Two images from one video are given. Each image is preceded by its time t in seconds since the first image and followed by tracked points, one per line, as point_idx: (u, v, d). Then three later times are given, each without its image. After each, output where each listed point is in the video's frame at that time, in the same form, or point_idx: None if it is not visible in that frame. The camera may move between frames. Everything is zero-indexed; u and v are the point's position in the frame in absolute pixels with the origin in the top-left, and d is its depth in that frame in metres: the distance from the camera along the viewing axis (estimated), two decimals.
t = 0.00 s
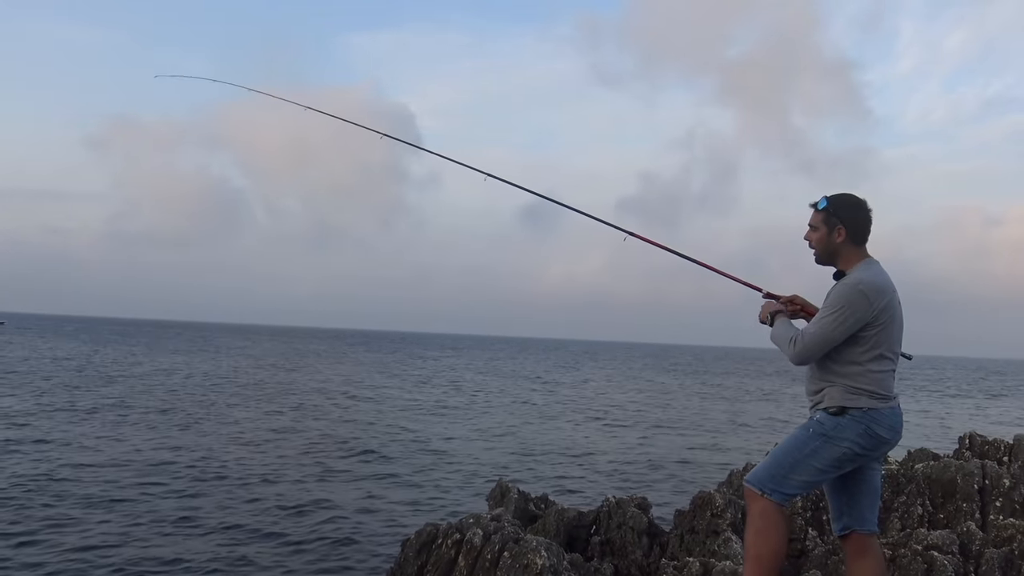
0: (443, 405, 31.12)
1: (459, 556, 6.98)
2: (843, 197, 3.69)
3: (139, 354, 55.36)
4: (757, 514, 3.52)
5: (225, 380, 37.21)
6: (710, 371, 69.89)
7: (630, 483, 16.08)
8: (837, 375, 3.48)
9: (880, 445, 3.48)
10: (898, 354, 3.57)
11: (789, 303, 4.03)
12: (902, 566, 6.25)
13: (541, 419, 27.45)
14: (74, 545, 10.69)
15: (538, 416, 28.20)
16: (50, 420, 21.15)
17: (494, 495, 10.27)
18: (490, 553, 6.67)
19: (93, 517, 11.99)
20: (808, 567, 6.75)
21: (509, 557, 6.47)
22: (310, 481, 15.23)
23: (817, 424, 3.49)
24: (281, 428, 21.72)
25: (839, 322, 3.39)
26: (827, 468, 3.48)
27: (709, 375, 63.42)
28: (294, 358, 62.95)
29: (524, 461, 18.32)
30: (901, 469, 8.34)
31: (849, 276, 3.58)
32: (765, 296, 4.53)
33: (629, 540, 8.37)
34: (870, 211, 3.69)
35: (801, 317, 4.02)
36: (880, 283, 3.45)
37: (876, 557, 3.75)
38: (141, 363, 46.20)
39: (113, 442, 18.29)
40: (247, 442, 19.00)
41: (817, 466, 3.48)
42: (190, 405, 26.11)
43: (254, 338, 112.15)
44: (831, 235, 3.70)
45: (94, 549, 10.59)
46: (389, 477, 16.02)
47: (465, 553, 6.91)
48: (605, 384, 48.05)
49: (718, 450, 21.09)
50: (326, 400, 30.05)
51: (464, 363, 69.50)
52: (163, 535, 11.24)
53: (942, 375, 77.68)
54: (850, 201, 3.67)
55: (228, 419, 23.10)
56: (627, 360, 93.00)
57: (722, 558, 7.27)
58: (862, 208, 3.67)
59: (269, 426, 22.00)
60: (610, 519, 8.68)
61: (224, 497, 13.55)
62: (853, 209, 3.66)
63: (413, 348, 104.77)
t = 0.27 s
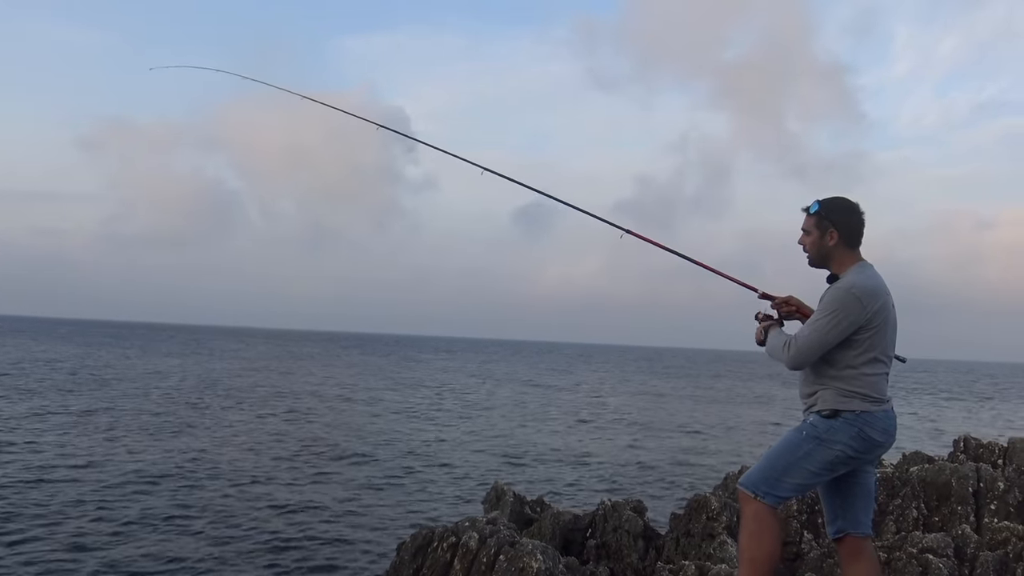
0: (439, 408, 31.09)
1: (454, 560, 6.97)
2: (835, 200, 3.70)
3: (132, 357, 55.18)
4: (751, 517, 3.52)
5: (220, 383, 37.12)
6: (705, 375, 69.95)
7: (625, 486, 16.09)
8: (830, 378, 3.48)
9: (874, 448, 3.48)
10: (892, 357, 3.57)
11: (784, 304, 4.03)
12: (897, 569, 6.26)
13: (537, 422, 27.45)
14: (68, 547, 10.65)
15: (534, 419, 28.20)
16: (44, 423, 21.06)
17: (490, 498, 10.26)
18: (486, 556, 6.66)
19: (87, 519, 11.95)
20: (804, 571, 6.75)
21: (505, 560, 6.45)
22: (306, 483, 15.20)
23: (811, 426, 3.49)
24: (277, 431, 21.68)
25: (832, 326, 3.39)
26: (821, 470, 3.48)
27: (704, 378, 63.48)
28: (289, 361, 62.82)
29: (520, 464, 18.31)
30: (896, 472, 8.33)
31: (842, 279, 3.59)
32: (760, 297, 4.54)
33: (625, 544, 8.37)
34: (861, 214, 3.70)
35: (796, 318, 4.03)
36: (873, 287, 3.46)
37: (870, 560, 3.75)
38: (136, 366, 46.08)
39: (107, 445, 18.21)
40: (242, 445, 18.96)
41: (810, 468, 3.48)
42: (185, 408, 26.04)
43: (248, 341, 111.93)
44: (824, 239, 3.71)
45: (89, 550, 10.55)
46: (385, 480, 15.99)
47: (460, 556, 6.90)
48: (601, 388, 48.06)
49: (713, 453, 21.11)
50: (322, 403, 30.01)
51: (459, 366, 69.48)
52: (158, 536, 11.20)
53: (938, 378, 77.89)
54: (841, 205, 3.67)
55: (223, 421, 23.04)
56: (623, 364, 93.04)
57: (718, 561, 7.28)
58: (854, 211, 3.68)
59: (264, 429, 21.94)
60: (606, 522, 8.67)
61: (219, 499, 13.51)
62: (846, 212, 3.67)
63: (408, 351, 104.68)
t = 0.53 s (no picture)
0: (439, 410, 31.10)
1: (454, 563, 6.96)
2: (832, 203, 3.71)
3: (131, 360, 55.04)
4: (750, 520, 3.52)
5: (220, 386, 37.15)
6: (705, 378, 69.87)
7: (626, 490, 16.06)
8: (830, 381, 3.48)
9: (873, 451, 3.48)
10: (891, 361, 3.57)
11: (783, 309, 4.04)
12: (898, 573, 6.25)
13: (536, 425, 27.40)
14: (68, 551, 10.63)
15: (533, 422, 28.20)
16: (44, 426, 21.02)
17: (490, 501, 10.25)
18: (485, 560, 6.65)
19: (87, 522, 11.93)
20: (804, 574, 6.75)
21: (504, 563, 6.45)
22: (306, 486, 15.17)
23: (810, 429, 3.49)
24: (277, 434, 21.69)
25: (831, 330, 3.39)
26: (820, 474, 3.49)
27: (704, 381, 63.41)
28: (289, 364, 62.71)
29: (520, 467, 18.31)
30: (896, 475, 8.32)
31: (841, 283, 3.59)
32: (759, 301, 4.54)
33: (625, 547, 8.37)
34: (859, 217, 3.71)
35: (795, 323, 4.03)
36: (872, 289, 3.46)
37: (870, 564, 3.75)
38: (136, 369, 46.12)
39: (106, 448, 18.17)
40: (241, 448, 18.93)
41: (809, 472, 3.48)
42: (184, 411, 26.00)
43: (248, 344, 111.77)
44: (822, 242, 3.72)
45: (89, 554, 10.55)
46: (385, 483, 15.97)
47: (460, 560, 6.90)
48: (600, 391, 48.06)
49: (713, 456, 21.07)
50: (321, 406, 30.03)
51: (459, 369, 69.51)
52: (158, 540, 11.19)
53: (938, 381, 77.87)
54: (839, 207, 3.68)
55: (223, 424, 23.04)
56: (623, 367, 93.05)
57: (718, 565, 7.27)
58: (852, 214, 3.69)
59: (264, 432, 21.91)
60: (606, 526, 8.67)
61: (219, 502, 13.49)
62: (844, 215, 3.68)
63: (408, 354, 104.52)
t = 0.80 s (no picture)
0: (439, 411, 31.13)
1: (454, 563, 6.96)
2: (830, 204, 3.71)
3: (131, 360, 55.02)
4: (751, 520, 3.51)
5: (220, 386, 37.19)
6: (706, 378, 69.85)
7: (627, 490, 16.06)
8: (831, 381, 3.48)
9: (873, 451, 3.48)
10: (891, 361, 3.57)
11: (782, 309, 4.03)
12: (899, 573, 6.26)
13: (537, 425, 27.39)
14: (69, 550, 10.64)
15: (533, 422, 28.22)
16: (44, 426, 21.02)
17: (490, 501, 10.26)
18: (486, 560, 6.65)
19: (88, 522, 11.93)
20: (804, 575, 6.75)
21: (505, 563, 6.45)
22: (307, 487, 15.17)
23: (809, 430, 3.50)
24: (277, 434, 21.71)
25: (831, 330, 3.39)
26: (820, 474, 3.48)
27: (705, 382, 63.39)
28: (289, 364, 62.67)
29: (520, 467, 18.32)
30: (896, 475, 8.31)
31: (840, 283, 3.59)
32: (758, 302, 4.54)
33: (625, 547, 8.37)
34: (858, 217, 3.71)
35: (794, 323, 4.03)
36: (871, 290, 3.46)
37: (871, 564, 3.75)
38: (136, 369, 46.19)
39: (107, 448, 18.17)
40: (242, 449, 18.93)
41: (809, 472, 3.48)
42: (184, 411, 26.00)
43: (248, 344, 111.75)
44: (821, 242, 3.71)
45: (90, 553, 10.55)
46: (386, 483, 15.96)
47: (460, 560, 6.90)
48: (600, 391, 48.07)
49: (714, 457, 21.07)
50: (322, 406, 30.07)
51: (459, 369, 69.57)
52: (160, 539, 11.20)
53: (939, 382, 77.83)
54: (837, 207, 3.68)
55: (223, 424, 23.07)
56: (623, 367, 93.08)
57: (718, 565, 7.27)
58: (851, 214, 3.69)
59: (264, 432, 21.91)
60: (606, 526, 8.68)
61: (220, 502, 13.50)
62: (842, 215, 3.68)
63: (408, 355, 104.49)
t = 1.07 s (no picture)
0: (439, 410, 31.13)
1: (455, 563, 6.96)
2: (828, 203, 3.71)
3: (131, 360, 54.98)
4: (749, 520, 3.51)
5: (221, 386, 37.20)
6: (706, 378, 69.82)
7: (627, 489, 16.05)
8: (829, 380, 3.48)
9: (872, 450, 3.48)
10: (890, 361, 3.57)
11: (781, 308, 4.03)
12: (899, 572, 6.26)
13: (537, 424, 27.36)
14: (70, 549, 10.65)
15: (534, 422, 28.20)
16: (45, 426, 21.01)
17: (490, 501, 10.26)
18: (486, 559, 6.65)
19: (89, 521, 11.94)
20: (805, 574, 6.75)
21: (505, 563, 6.44)
22: (307, 486, 15.17)
23: (809, 429, 3.49)
24: (277, 433, 21.71)
25: (830, 329, 3.39)
26: (819, 473, 3.48)
27: (705, 381, 63.36)
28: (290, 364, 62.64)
29: (521, 467, 18.31)
30: (897, 474, 8.30)
31: (839, 283, 3.59)
32: (757, 301, 4.54)
33: (625, 547, 8.37)
34: (856, 216, 3.71)
35: (793, 322, 4.03)
36: (870, 289, 3.46)
37: (871, 564, 3.75)
38: (137, 368, 46.19)
39: (107, 447, 18.16)
40: (242, 448, 18.93)
41: (808, 471, 3.47)
42: (185, 411, 26.00)
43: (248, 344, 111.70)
44: (819, 242, 3.71)
45: (90, 552, 10.55)
46: (386, 483, 15.95)
47: (461, 559, 6.90)
48: (601, 391, 48.04)
49: (714, 456, 21.05)
50: (322, 406, 30.06)
51: (459, 369, 69.56)
52: (160, 538, 11.21)
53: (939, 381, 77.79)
54: (834, 207, 3.68)
55: (223, 424, 23.08)
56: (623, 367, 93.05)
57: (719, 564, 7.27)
58: (849, 213, 3.69)
59: (264, 432, 21.90)
60: (606, 525, 8.68)
61: (221, 502, 13.50)
62: (840, 214, 3.68)
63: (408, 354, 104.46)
